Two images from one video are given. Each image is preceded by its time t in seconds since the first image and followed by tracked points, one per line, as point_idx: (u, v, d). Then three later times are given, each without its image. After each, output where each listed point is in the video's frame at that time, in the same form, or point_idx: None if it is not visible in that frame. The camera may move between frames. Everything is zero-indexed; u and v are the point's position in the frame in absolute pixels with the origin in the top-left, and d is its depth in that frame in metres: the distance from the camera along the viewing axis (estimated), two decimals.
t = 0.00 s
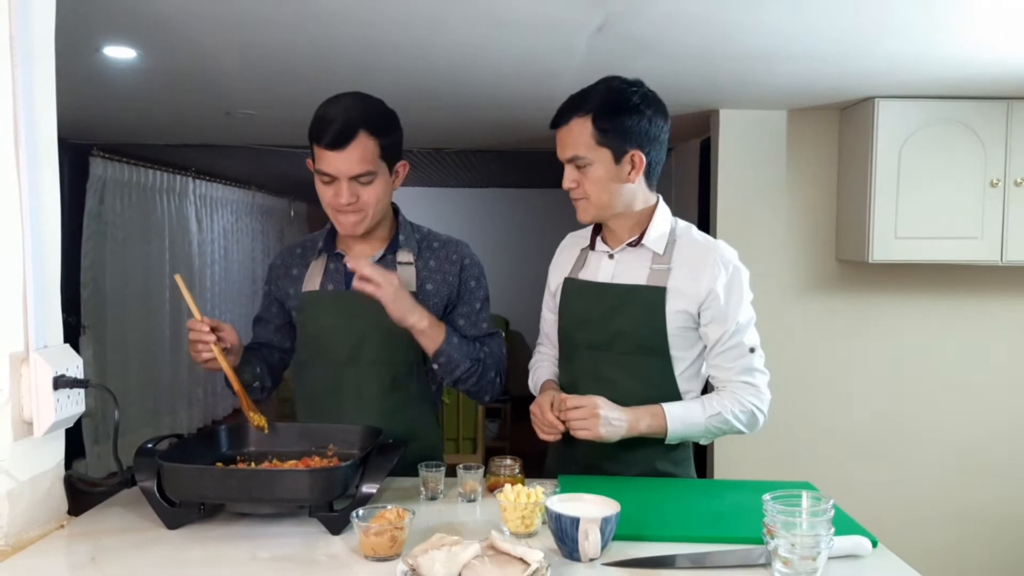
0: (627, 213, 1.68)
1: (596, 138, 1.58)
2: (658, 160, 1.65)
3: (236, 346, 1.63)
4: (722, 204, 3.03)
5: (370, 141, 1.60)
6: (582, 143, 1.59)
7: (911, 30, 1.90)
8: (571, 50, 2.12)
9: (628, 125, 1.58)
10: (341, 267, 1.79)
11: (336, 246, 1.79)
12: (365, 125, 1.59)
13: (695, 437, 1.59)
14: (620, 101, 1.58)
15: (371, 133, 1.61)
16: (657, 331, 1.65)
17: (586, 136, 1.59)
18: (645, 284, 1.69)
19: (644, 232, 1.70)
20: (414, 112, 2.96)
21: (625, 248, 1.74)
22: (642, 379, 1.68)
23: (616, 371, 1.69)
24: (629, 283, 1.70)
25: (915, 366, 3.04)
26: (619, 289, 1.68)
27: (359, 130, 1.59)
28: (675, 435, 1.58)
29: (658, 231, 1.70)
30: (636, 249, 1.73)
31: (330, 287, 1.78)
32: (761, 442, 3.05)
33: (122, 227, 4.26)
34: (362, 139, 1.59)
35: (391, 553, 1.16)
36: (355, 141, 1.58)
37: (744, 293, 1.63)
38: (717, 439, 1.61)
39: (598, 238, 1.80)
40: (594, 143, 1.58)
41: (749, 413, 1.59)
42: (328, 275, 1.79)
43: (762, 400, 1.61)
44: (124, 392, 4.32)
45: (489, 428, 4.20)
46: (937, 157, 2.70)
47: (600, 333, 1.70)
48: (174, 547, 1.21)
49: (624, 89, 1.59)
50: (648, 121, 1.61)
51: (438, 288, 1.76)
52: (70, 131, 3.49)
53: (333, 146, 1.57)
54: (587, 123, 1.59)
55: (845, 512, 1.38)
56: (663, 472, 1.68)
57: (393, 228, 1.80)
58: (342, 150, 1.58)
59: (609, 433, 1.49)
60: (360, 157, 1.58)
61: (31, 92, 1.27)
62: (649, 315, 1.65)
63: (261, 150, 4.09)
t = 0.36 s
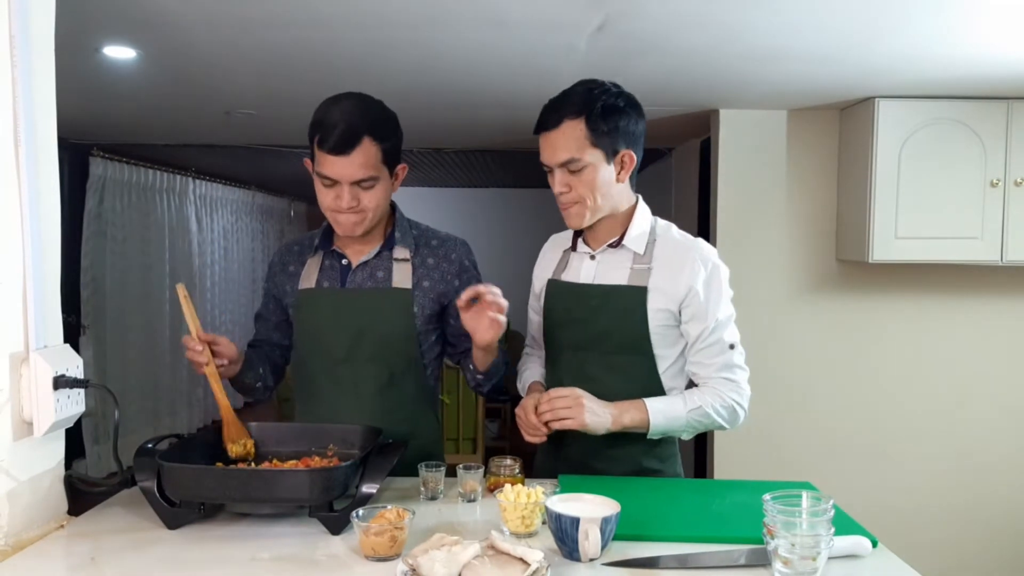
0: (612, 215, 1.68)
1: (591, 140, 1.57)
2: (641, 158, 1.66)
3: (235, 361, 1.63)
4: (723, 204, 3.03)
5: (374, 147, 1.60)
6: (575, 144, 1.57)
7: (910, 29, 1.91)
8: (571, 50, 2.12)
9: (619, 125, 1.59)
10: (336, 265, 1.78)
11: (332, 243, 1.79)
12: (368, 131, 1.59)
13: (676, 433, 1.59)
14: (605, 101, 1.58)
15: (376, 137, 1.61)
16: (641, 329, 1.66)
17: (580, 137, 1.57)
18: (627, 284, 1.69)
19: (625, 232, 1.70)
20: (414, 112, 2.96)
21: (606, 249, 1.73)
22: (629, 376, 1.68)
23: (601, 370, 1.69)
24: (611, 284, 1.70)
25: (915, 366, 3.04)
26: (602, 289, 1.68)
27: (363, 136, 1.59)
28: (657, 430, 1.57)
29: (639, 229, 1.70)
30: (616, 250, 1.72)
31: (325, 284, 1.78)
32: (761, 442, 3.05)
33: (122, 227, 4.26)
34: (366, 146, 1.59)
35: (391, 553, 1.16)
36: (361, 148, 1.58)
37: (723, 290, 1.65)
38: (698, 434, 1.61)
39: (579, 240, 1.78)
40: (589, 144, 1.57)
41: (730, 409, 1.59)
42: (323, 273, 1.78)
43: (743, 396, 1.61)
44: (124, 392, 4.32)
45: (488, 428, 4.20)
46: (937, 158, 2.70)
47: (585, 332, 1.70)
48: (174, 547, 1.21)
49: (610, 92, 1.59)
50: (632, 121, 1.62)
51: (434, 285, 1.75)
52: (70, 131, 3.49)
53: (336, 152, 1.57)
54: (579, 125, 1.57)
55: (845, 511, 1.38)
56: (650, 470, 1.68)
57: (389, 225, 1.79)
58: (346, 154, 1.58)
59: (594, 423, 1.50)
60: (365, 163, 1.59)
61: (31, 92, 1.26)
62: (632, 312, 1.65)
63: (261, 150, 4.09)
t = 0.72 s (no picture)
0: (584, 221, 1.68)
1: (564, 146, 1.56)
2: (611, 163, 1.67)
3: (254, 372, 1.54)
4: (724, 204, 3.02)
5: (381, 142, 1.61)
6: (547, 149, 1.55)
7: (910, 30, 1.90)
8: (571, 50, 2.12)
9: (592, 131, 1.59)
10: (350, 264, 1.79)
11: (344, 243, 1.79)
12: (374, 126, 1.59)
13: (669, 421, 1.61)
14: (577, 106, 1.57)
15: (384, 133, 1.61)
16: (631, 325, 1.67)
17: (552, 142, 1.55)
18: (611, 284, 1.70)
19: (602, 233, 1.70)
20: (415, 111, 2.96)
21: (584, 252, 1.73)
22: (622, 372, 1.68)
23: (592, 369, 1.70)
24: (595, 285, 1.70)
25: (914, 366, 3.04)
26: (588, 291, 1.68)
27: (369, 131, 1.59)
28: (653, 421, 1.58)
29: (615, 231, 1.71)
30: (596, 252, 1.72)
31: (337, 283, 1.78)
32: (761, 442, 3.05)
33: (123, 227, 4.25)
34: (373, 140, 1.59)
35: (391, 553, 1.16)
36: (367, 142, 1.59)
37: (700, 280, 1.70)
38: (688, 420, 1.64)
39: (553, 244, 1.76)
40: (561, 149, 1.56)
41: (716, 392, 1.63)
42: (335, 272, 1.78)
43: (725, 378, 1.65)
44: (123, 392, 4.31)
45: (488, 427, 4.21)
46: (938, 158, 2.70)
47: (573, 334, 1.69)
48: (174, 547, 1.21)
49: (579, 96, 1.58)
50: (603, 128, 1.62)
51: (448, 290, 1.78)
52: (70, 131, 3.48)
53: (343, 147, 1.58)
54: (553, 130, 1.56)
55: (844, 510, 1.38)
56: (647, 460, 1.69)
57: (403, 228, 1.81)
58: (354, 148, 1.58)
59: (603, 419, 1.49)
60: (371, 158, 1.60)
61: (31, 92, 1.27)
62: (622, 309, 1.67)
63: (261, 150, 4.09)
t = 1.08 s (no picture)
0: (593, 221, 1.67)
1: (571, 145, 1.55)
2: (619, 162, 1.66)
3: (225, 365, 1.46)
4: (724, 204, 3.02)
5: (401, 143, 1.61)
6: (554, 148, 1.54)
7: (911, 29, 1.90)
8: (572, 50, 2.12)
9: (600, 131, 1.58)
10: (359, 265, 1.80)
11: (354, 243, 1.80)
12: (395, 127, 1.59)
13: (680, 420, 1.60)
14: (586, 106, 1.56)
15: (403, 135, 1.61)
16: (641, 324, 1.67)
17: (559, 141, 1.54)
18: (622, 283, 1.70)
19: (613, 234, 1.70)
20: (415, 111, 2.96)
21: (595, 251, 1.73)
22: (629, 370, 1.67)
23: (601, 370, 1.68)
24: (606, 284, 1.70)
25: (915, 366, 3.04)
26: (599, 290, 1.68)
27: (390, 132, 1.59)
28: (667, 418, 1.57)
29: (626, 232, 1.71)
30: (607, 251, 1.73)
31: (347, 284, 1.79)
32: (761, 442, 3.05)
33: (123, 226, 4.25)
34: (394, 142, 1.59)
35: (391, 554, 1.16)
36: (389, 143, 1.59)
37: (710, 281, 1.71)
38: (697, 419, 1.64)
39: (561, 243, 1.76)
40: (569, 147, 1.54)
41: (725, 391, 1.64)
42: (344, 272, 1.79)
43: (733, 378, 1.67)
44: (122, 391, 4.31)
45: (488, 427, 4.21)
46: (938, 158, 2.69)
47: (585, 333, 1.69)
48: (173, 547, 1.21)
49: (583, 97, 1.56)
50: (610, 127, 1.61)
51: (456, 295, 1.79)
52: (70, 131, 3.48)
53: (366, 147, 1.57)
54: (561, 130, 1.54)
55: (844, 510, 1.37)
56: (656, 459, 1.69)
57: (413, 233, 1.83)
58: (372, 149, 1.58)
59: (625, 414, 1.48)
60: (392, 159, 1.59)
61: (31, 91, 1.26)
62: (632, 308, 1.67)
63: (260, 150, 4.09)
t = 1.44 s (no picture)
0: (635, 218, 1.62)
1: (616, 135, 1.49)
2: (666, 161, 1.58)
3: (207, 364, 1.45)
4: (724, 204, 3.02)
5: (398, 145, 1.60)
6: (599, 138, 1.49)
7: (913, 29, 1.90)
8: (573, 50, 2.12)
9: (646, 125, 1.51)
10: (362, 266, 1.80)
11: (356, 244, 1.80)
12: (392, 129, 1.59)
13: (703, 414, 1.45)
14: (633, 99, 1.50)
15: (400, 137, 1.61)
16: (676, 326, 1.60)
17: (604, 132, 1.49)
18: (659, 284, 1.64)
19: (654, 232, 1.65)
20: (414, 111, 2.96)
21: (635, 248, 1.68)
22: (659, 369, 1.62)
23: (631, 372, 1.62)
24: (643, 284, 1.64)
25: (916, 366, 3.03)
26: (635, 289, 1.62)
27: (386, 134, 1.58)
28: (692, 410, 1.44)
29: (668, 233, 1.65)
30: (648, 249, 1.67)
31: (348, 285, 1.79)
32: (761, 442, 3.05)
33: (122, 226, 4.25)
34: (390, 144, 1.59)
35: (391, 554, 1.16)
36: (384, 146, 1.58)
37: (748, 290, 1.63)
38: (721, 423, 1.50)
39: (601, 238, 1.71)
40: (614, 139, 1.49)
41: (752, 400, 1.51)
42: (347, 273, 1.79)
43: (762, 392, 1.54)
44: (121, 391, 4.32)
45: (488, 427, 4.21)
46: (939, 158, 2.69)
47: (616, 333, 1.63)
48: (174, 547, 1.21)
49: (641, 90, 1.51)
50: (662, 123, 1.55)
51: (459, 298, 1.79)
52: (69, 131, 3.48)
53: (360, 149, 1.57)
54: (605, 121, 1.49)
55: (844, 510, 1.37)
56: (682, 465, 1.64)
57: (416, 234, 1.82)
58: (369, 152, 1.58)
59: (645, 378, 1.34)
60: (387, 161, 1.59)
61: (31, 91, 1.26)
62: (667, 308, 1.61)
63: (260, 150, 4.09)
